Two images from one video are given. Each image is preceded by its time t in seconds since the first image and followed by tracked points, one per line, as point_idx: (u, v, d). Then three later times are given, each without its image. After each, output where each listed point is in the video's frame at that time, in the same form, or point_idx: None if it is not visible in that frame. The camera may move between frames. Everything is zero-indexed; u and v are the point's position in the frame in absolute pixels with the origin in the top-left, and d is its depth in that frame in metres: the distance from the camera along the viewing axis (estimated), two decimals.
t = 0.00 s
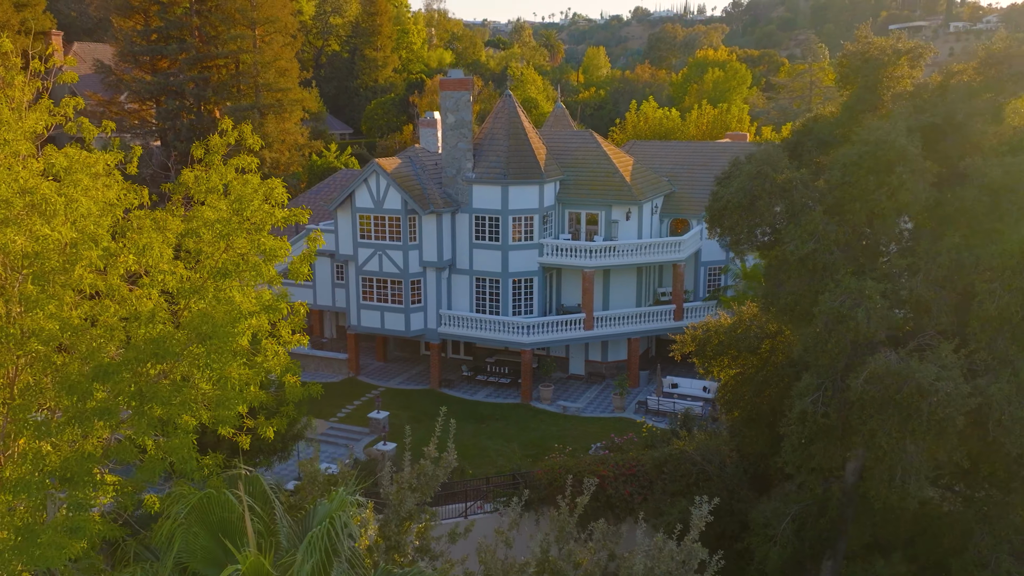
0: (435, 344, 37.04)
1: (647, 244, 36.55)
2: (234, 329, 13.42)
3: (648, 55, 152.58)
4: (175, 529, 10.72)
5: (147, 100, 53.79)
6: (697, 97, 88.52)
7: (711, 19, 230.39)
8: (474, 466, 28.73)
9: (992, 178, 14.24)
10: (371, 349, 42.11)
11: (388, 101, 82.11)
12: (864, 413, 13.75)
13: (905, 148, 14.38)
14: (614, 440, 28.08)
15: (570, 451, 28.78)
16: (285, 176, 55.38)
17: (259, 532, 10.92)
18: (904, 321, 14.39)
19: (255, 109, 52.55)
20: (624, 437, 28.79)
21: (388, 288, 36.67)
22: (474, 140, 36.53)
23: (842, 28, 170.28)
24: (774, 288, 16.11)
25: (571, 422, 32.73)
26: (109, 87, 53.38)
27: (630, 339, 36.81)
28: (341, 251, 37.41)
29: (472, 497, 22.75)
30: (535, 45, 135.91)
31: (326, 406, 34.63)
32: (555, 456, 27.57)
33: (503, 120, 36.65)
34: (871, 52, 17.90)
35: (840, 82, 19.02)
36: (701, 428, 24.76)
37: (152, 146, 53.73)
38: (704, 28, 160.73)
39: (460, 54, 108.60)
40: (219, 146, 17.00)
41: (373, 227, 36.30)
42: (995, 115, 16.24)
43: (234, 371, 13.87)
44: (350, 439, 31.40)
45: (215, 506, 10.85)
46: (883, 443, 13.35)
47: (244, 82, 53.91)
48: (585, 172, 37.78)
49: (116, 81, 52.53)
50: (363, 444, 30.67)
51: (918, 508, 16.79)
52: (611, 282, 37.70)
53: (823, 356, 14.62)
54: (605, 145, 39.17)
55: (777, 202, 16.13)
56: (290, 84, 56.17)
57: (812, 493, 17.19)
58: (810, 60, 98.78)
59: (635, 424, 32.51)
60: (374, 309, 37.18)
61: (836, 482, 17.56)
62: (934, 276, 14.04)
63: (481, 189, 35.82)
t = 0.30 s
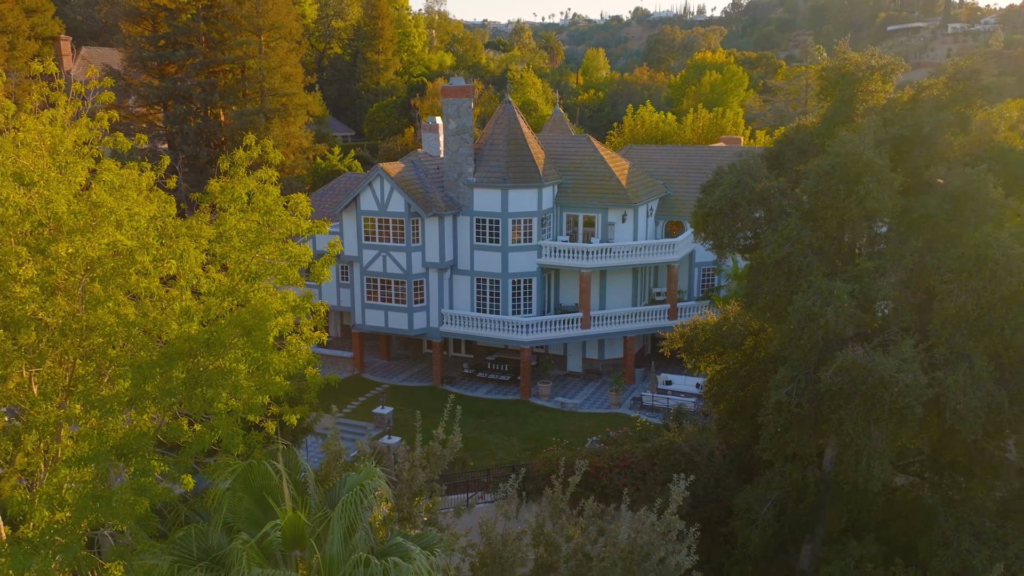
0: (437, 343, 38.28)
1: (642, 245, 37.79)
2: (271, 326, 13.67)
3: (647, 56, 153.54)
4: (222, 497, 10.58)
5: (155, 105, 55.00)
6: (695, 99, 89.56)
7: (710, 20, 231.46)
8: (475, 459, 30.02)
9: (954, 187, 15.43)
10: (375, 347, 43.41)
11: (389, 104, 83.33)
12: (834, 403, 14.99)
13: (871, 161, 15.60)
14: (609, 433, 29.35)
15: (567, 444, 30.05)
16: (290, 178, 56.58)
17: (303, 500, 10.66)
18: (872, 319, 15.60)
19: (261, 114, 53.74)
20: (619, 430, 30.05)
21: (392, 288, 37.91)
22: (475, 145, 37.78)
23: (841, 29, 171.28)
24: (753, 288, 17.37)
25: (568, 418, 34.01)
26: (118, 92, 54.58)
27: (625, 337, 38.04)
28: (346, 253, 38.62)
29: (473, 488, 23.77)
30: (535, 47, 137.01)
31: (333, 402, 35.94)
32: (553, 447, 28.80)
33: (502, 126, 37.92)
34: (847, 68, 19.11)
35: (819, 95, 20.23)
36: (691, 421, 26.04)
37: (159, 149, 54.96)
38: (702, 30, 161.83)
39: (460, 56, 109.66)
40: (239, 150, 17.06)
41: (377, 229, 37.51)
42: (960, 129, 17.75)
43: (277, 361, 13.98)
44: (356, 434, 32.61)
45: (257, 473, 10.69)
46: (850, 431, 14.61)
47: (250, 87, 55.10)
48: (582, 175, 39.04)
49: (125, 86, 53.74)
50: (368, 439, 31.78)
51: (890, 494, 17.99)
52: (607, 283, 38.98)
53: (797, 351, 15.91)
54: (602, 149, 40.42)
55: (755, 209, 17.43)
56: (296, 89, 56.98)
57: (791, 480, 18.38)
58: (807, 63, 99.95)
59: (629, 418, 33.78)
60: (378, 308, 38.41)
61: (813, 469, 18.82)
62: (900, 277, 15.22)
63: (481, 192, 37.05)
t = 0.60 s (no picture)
0: (439, 341, 39.53)
1: (638, 247, 39.05)
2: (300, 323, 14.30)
3: (646, 58, 154.51)
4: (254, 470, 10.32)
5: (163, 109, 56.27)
6: (692, 101, 90.59)
7: (710, 21, 232.57)
8: (477, 452, 31.31)
9: (920, 196, 16.54)
10: (379, 345, 44.71)
11: (391, 107, 84.55)
12: (808, 393, 16.31)
13: (843, 170, 16.80)
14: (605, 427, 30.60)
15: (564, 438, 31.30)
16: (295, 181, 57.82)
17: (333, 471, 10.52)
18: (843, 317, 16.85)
19: (266, 118, 55.00)
20: (614, 425, 31.28)
21: (395, 288, 39.15)
22: (476, 150, 39.05)
23: (840, 29, 172.15)
24: (735, 287, 18.65)
25: (566, 413, 35.26)
26: (126, 96, 55.88)
27: (621, 336, 39.28)
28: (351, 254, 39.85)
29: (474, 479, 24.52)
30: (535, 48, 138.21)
31: (339, 397, 37.20)
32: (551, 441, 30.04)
33: (502, 131, 39.22)
34: (827, 81, 20.38)
35: (800, 106, 21.49)
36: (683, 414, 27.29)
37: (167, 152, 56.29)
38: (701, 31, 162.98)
39: (461, 58, 110.77)
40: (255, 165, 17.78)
41: (382, 231, 38.75)
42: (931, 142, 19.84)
43: (305, 356, 14.53)
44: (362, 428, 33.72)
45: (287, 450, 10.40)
46: (822, 419, 15.88)
47: (255, 91, 56.35)
48: (580, 179, 40.33)
49: (134, 91, 55.05)
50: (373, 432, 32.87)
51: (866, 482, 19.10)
52: (604, 283, 40.24)
53: (774, 346, 17.19)
54: (598, 153, 41.70)
55: (738, 215, 18.77)
56: (300, 94, 57.90)
57: (772, 468, 19.56)
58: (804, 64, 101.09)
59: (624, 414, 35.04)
60: (382, 308, 39.65)
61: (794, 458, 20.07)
62: (872, 278, 16.34)
63: (482, 196, 38.32)
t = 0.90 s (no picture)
0: (441, 339, 40.76)
1: (633, 248, 40.30)
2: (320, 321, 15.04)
3: (645, 60, 155.63)
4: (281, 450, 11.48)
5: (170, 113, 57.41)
6: (690, 103, 91.76)
7: (709, 22, 233.58)
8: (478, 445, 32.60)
9: (891, 202, 17.81)
10: (382, 344, 45.98)
11: (392, 109, 85.68)
12: (785, 386, 17.62)
13: (818, 178, 18.05)
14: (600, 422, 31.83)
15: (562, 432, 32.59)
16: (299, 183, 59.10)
17: (352, 449, 11.78)
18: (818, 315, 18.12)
19: (272, 122, 56.23)
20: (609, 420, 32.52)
21: (398, 287, 40.40)
22: (476, 154, 40.31)
23: (838, 30, 173.25)
24: (719, 287, 19.95)
25: (564, 409, 36.54)
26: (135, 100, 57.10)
27: (618, 334, 40.48)
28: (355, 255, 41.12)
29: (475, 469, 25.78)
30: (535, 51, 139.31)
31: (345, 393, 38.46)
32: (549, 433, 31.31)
33: (502, 136, 40.50)
34: (808, 93, 21.65)
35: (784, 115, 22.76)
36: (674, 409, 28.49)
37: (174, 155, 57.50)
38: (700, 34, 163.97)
39: (461, 61, 111.89)
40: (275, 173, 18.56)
41: (385, 233, 40.01)
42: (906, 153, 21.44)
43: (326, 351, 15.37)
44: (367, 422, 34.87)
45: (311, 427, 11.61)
46: (797, 409, 17.17)
47: (261, 96, 57.50)
48: (577, 182, 41.58)
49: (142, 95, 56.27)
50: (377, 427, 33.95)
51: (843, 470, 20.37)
52: (600, 283, 41.51)
53: (755, 342, 18.47)
54: (595, 157, 42.93)
55: (722, 219, 20.04)
56: (305, 99, 58.79)
57: (756, 457, 20.84)
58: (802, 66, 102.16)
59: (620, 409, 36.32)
60: (385, 307, 40.91)
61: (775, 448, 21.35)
62: (844, 279, 17.59)
63: (482, 199, 39.61)
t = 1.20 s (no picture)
0: (442, 337, 42.01)
1: (629, 249, 41.56)
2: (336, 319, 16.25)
3: (644, 62, 156.86)
4: (304, 434, 12.75)
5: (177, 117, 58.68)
6: (687, 105, 93.01)
7: (708, 23, 234.58)
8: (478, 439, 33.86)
9: (864, 208, 19.07)
10: (385, 342, 47.23)
11: (393, 112, 86.90)
12: (764, 379, 18.90)
13: (796, 185, 19.33)
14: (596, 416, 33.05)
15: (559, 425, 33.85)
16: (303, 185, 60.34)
17: (368, 433, 13.06)
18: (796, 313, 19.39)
19: (277, 125, 57.52)
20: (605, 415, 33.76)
21: (401, 287, 41.66)
22: (477, 158, 41.59)
23: (836, 31, 174.56)
24: (704, 286, 21.23)
25: (561, 405, 37.82)
26: (142, 104, 58.37)
27: (614, 332, 41.77)
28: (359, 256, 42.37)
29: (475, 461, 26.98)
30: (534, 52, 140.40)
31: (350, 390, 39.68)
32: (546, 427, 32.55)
33: (501, 140, 41.78)
34: (789, 104, 22.95)
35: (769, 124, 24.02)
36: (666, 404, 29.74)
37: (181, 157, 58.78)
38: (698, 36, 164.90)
39: (461, 63, 113.05)
40: (292, 181, 19.73)
41: (388, 235, 41.25)
42: (882, 159, 22.75)
43: (341, 347, 16.54)
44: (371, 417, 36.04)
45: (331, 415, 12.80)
46: (775, 400, 18.50)
47: (266, 99, 58.73)
48: (574, 185, 42.85)
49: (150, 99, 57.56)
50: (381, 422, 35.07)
51: (822, 459, 21.66)
52: (597, 283, 42.79)
53: (737, 338, 19.80)
54: (592, 160, 44.20)
55: (709, 221, 21.70)
56: (309, 102, 60.23)
57: (740, 448, 22.11)
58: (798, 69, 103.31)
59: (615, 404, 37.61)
60: (388, 306, 42.16)
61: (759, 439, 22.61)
62: (820, 279, 18.89)
63: (482, 201, 40.90)
